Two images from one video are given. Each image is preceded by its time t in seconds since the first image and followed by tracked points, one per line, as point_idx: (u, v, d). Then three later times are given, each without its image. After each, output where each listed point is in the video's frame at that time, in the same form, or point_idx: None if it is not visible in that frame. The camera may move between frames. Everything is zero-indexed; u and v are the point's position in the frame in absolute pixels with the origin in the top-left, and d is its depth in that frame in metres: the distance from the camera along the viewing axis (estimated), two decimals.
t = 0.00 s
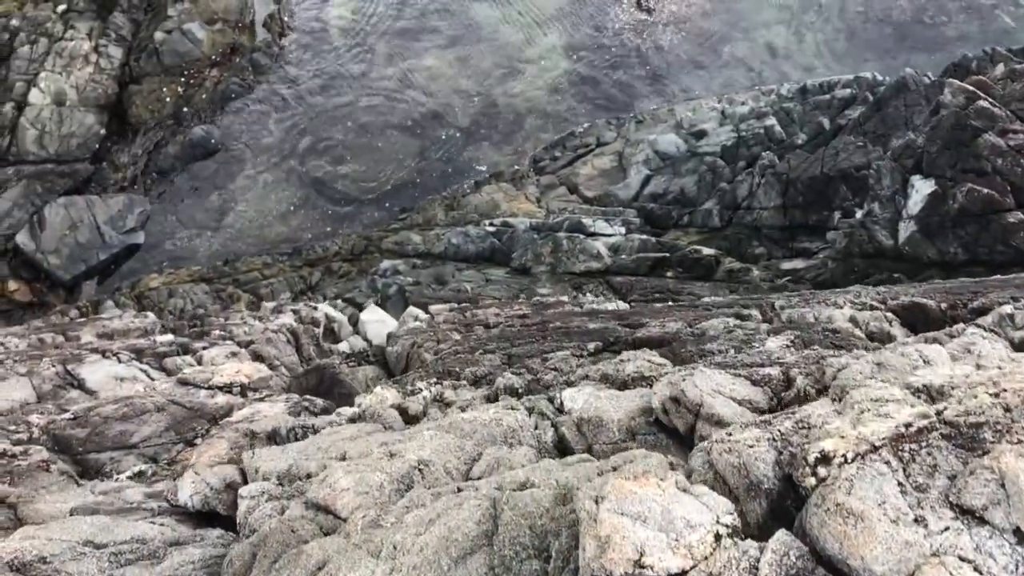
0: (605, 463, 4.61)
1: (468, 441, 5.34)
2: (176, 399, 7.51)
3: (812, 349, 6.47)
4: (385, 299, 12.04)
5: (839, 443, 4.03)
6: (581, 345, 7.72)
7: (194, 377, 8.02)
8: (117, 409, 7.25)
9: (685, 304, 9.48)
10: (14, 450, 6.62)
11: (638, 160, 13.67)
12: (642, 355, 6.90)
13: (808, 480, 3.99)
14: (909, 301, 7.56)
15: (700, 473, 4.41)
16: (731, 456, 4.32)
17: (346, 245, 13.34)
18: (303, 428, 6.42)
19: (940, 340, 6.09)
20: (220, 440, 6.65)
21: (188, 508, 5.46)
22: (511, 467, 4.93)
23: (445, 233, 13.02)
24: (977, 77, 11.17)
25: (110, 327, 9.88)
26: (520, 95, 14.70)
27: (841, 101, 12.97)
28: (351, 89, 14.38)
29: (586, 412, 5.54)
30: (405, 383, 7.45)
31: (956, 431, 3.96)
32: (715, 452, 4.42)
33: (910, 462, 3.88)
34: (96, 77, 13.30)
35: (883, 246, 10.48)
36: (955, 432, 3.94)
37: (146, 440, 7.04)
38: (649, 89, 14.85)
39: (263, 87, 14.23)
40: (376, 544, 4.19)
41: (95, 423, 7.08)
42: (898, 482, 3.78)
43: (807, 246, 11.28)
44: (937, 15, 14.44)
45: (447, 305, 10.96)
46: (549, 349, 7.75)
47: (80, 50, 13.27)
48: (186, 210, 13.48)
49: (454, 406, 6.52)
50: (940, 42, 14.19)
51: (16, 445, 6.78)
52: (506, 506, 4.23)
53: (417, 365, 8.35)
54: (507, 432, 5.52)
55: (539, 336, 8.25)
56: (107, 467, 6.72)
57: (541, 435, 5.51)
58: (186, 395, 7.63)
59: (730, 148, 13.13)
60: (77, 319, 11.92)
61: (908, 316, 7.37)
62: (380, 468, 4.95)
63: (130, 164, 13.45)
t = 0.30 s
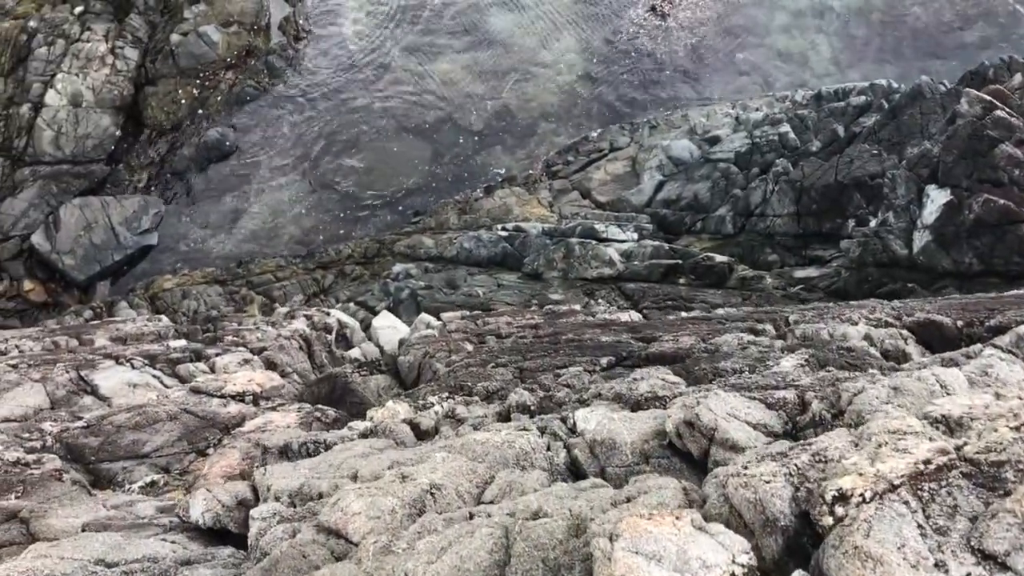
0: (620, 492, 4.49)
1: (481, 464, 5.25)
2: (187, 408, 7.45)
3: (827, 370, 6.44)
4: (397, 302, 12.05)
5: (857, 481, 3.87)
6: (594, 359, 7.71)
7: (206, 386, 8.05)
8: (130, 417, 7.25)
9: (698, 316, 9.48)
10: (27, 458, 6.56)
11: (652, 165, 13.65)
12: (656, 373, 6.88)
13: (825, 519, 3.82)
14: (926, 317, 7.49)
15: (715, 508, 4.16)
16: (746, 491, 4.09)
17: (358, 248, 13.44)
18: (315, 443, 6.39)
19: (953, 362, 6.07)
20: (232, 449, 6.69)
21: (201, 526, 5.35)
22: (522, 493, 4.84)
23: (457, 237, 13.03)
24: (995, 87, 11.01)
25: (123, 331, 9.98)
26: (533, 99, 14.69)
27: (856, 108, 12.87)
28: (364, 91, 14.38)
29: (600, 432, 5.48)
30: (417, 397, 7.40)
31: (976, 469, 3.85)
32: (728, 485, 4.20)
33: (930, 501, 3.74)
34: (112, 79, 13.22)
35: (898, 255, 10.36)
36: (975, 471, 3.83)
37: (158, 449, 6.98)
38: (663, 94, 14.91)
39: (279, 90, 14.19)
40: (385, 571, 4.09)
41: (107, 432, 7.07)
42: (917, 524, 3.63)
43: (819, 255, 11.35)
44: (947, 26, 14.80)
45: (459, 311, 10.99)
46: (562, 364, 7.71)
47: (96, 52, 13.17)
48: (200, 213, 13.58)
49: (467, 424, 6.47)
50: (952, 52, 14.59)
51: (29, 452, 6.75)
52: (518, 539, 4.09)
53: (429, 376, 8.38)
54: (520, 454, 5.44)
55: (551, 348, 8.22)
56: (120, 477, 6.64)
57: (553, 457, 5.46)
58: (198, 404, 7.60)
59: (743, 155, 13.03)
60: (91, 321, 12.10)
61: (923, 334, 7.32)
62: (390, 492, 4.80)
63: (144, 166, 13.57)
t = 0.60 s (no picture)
0: (636, 501, 4.49)
1: (495, 470, 5.25)
2: (200, 409, 7.50)
3: (839, 378, 6.45)
4: (408, 305, 12.04)
5: (875, 495, 3.79)
6: (606, 364, 7.72)
7: (219, 387, 8.09)
8: (144, 418, 7.28)
9: (711, 322, 9.43)
10: (42, 458, 6.62)
11: (663, 169, 13.68)
12: (669, 380, 6.83)
13: (842, 533, 3.75)
14: (940, 325, 7.45)
15: (731, 520, 4.12)
16: (762, 504, 4.04)
17: (369, 250, 13.45)
18: (328, 448, 6.36)
19: (966, 372, 6.06)
20: (245, 452, 6.72)
21: (214, 530, 5.37)
22: (536, 501, 4.83)
23: (468, 240, 13.05)
24: (1009, 92, 10.91)
25: (137, 331, 10.05)
26: (544, 102, 14.71)
27: (869, 113, 12.81)
28: (377, 95, 14.47)
29: (613, 441, 5.51)
30: (429, 401, 7.42)
31: (995, 484, 3.80)
32: (746, 497, 4.13)
33: (948, 516, 3.68)
34: (126, 78, 13.29)
35: (910, 262, 10.29)
36: (994, 486, 3.78)
37: (171, 450, 7.02)
38: (676, 98, 14.86)
39: (292, 91, 14.41)
40: None
41: (120, 433, 7.12)
42: (936, 539, 3.58)
43: (831, 259, 11.31)
44: (960, 32, 14.76)
45: (471, 314, 11.03)
46: (574, 369, 7.69)
47: (111, 52, 13.25)
48: (212, 213, 13.65)
49: (479, 429, 6.48)
50: (965, 58, 14.53)
51: (43, 452, 6.79)
52: (534, 548, 4.08)
53: (439, 380, 8.38)
54: (534, 461, 5.43)
55: (562, 354, 8.21)
56: (132, 479, 6.72)
57: (567, 463, 5.48)
58: (212, 406, 7.63)
59: (755, 159, 13.00)
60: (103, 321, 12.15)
61: (936, 342, 7.29)
62: (405, 498, 4.81)
63: (157, 166, 13.58)
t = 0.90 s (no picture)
0: (646, 505, 4.50)
1: (505, 474, 5.25)
2: (210, 412, 7.56)
3: (849, 385, 6.41)
4: (415, 310, 11.96)
5: (885, 499, 3.77)
6: (615, 371, 7.69)
7: (228, 390, 8.12)
8: (153, 420, 7.34)
9: (719, 329, 9.42)
10: (53, 457, 6.67)
11: (671, 176, 13.67)
12: (679, 387, 6.79)
13: (853, 538, 3.73)
14: (949, 334, 7.44)
15: (742, 523, 4.13)
16: (774, 508, 4.03)
17: (377, 254, 13.49)
18: (338, 450, 6.38)
19: (977, 380, 6.03)
20: (253, 454, 6.76)
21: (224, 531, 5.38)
22: (546, 505, 4.84)
23: (476, 246, 13.04)
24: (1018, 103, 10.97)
25: (146, 333, 10.10)
26: (553, 108, 14.73)
27: (878, 121, 12.84)
28: (386, 102, 14.32)
29: (623, 446, 5.51)
30: (438, 405, 7.41)
31: (1007, 490, 3.76)
32: (758, 502, 4.13)
33: (959, 522, 3.64)
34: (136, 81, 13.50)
35: (919, 270, 10.29)
36: (1006, 492, 3.74)
37: (181, 452, 7.04)
38: (684, 107, 14.93)
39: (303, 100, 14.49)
40: None
41: (131, 434, 7.17)
42: (947, 544, 3.53)
43: (839, 268, 11.25)
44: (968, 42, 14.71)
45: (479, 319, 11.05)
46: (582, 375, 7.69)
47: (122, 55, 13.42)
48: (221, 216, 13.70)
49: (488, 433, 6.48)
50: (972, 70, 14.61)
51: (54, 452, 6.82)
52: (545, 550, 4.08)
53: (448, 384, 8.39)
54: (544, 464, 5.42)
55: (571, 359, 8.21)
56: (142, 479, 6.73)
57: (577, 467, 5.47)
58: (221, 409, 7.67)
59: (764, 166, 13.01)
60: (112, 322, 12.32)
61: (945, 350, 7.26)
62: (415, 501, 4.80)
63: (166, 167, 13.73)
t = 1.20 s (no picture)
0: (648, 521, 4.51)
1: (510, 489, 5.22)
2: (217, 424, 7.56)
3: (854, 402, 6.39)
4: (421, 322, 11.91)
5: (887, 516, 3.78)
6: (620, 385, 7.69)
7: (235, 403, 8.13)
8: (160, 431, 7.32)
9: (724, 344, 9.42)
10: (59, 468, 6.69)
11: (678, 192, 13.66)
12: (684, 403, 6.78)
13: (855, 553, 3.74)
14: (954, 351, 7.42)
15: (744, 540, 4.10)
16: (777, 525, 4.00)
17: (384, 268, 13.54)
18: (344, 463, 6.29)
19: (983, 399, 6.02)
20: (259, 466, 6.82)
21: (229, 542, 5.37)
22: (550, 519, 4.85)
23: (483, 258, 13.21)
24: None
25: (153, 345, 10.14)
26: (560, 123, 14.80)
27: (884, 138, 12.87)
28: (394, 114, 14.46)
29: (626, 461, 5.53)
30: (442, 419, 7.39)
31: (1010, 508, 3.71)
32: (762, 519, 4.09)
33: (961, 539, 3.61)
34: (145, 94, 13.52)
35: (925, 287, 10.20)
36: (1010, 510, 3.69)
37: (187, 463, 7.02)
38: (693, 121, 14.93)
39: (309, 110, 14.55)
40: None
41: (137, 445, 7.17)
42: (949, 562, 3.52)
43: (845, 285, 11.28)
44: (975, 61, 14.76)
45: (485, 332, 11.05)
46: (587, 390, 7.66)
47: (131, 68, 13.47)
48: (229, 229, 13.80)
49: (494, 448, 6.48)
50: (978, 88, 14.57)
51: (61, 463, 6.84)
52: (550, 564, 4.07)
53: (453, 399, 8.40)
54: (549, 479, 5.38)
55: (576, 374, 8.21)
56: (149, 491, 6.68)
57: (582, 481, 5.47)
58: (227, 420, 7.71)
59: (770, 182, 13.08)
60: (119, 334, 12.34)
61: (949, 366, 7.26)
62: (418, 514, 4.79)
63: (173, 182, 13.82)
